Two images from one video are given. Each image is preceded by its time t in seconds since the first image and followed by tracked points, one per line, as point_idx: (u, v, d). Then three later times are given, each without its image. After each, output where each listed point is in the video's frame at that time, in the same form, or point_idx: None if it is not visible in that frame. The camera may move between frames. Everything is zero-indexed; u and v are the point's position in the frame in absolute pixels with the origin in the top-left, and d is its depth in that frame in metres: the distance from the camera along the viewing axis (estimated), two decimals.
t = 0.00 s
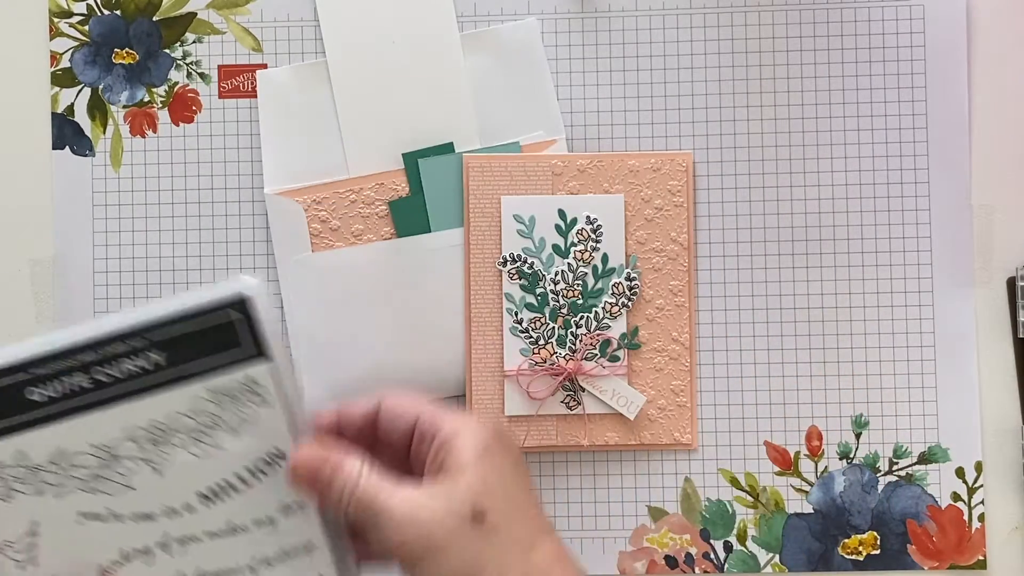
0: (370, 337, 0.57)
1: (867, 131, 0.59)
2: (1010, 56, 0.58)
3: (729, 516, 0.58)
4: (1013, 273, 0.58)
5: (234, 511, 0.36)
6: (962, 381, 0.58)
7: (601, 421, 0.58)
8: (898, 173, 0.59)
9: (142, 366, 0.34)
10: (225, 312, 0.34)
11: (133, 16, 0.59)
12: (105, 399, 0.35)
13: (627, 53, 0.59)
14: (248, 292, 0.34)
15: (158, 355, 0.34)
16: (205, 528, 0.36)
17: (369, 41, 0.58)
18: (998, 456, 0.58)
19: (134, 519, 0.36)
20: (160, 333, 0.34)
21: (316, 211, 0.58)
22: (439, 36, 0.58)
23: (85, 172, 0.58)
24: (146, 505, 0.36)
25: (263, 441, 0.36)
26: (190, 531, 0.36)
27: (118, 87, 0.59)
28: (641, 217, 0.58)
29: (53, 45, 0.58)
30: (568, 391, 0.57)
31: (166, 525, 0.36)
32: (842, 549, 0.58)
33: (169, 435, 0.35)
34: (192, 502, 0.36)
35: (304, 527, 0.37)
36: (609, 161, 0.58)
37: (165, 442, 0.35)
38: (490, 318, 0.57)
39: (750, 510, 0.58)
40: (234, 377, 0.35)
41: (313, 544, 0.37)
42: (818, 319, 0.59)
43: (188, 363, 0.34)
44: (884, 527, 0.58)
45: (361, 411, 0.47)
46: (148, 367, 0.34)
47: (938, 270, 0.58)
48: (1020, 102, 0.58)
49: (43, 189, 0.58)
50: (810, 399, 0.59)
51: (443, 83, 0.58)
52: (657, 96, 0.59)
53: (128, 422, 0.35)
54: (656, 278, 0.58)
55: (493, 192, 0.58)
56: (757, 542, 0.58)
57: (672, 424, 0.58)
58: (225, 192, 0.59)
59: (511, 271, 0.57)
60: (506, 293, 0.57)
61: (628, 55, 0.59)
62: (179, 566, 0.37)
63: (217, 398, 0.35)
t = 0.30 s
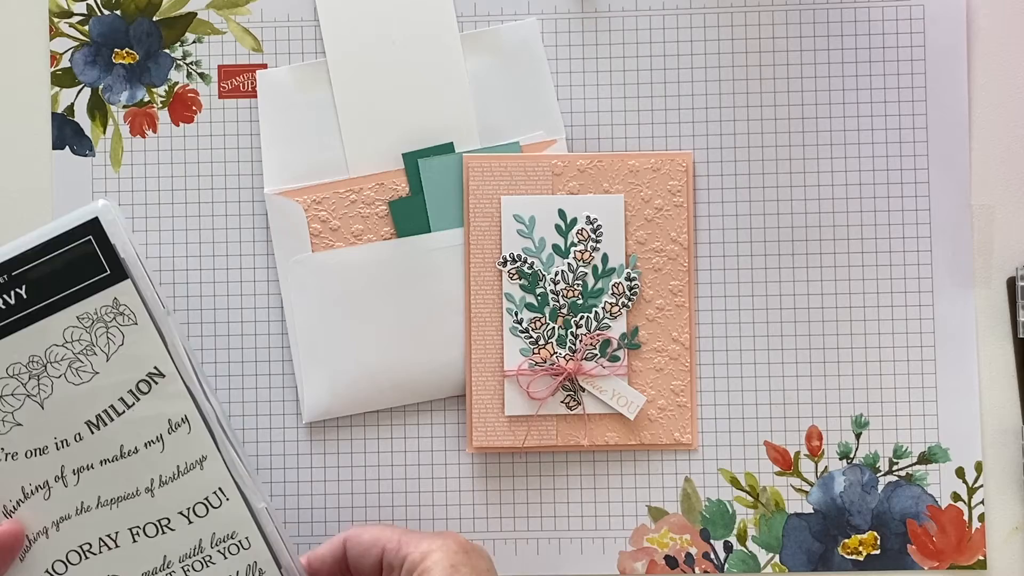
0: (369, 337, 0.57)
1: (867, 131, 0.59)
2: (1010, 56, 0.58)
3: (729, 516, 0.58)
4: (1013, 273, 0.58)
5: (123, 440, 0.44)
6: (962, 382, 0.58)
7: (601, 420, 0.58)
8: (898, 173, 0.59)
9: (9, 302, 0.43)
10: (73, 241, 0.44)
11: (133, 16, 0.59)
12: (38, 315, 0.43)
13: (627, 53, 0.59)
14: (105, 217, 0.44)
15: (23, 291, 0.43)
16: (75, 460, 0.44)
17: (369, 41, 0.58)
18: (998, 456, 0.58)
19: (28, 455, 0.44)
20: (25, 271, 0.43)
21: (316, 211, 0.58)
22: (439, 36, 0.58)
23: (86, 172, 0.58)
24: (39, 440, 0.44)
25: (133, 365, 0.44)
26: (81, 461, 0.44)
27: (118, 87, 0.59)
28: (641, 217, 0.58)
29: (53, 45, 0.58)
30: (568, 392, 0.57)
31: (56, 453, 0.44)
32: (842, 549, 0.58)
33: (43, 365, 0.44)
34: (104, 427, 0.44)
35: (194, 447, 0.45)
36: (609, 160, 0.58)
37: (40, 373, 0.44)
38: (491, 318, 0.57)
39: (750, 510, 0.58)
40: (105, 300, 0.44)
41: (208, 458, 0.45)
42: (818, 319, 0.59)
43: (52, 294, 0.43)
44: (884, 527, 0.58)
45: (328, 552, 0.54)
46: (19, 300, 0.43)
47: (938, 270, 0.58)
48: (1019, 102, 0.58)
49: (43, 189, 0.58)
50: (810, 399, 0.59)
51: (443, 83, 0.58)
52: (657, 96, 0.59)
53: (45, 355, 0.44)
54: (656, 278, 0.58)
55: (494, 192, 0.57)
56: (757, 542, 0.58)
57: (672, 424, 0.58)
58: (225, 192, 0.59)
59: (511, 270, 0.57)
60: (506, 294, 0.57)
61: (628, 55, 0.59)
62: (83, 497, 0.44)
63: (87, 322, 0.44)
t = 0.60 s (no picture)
0: (370, 337, 0.57)
1: (867, 131, 0.59)
2: (1010, 56, 0.58)
3: (729, 515, 0.58)
4: (1013, 273, 0.58)
5: (143, 425, 0.46)
6: (962, 382, 0.58)
7: (601, 420, 0.58)
8: (898, 173, 0.59)
9: (36, 281, 0.45)
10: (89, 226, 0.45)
11: (133, 16, 0.59)
12: (64, 296, 0.45)
13: (627, 53, 0.59)
14: (133, 198, 0.45)
15: (49, 269, 0.45)
16: (98, 441, 0.46)
17: (369, 41, 0.58)
18: (998, 456, 0.58)
19: (47, 434, 0.46)
20: (54, 248, 0.45)
21: (316, 212, 0.58)
22: (439, 36, 0.58)
23: (86, 172, 0.58)
24: (58, 420, 0.46)
25: (157, 351, 0.46)
26: (99, 443, 0.46)
27: (118, 87, 0.59)
28: (641, 217, 0.58)
29: (53, 45, 0.58)
30: (568, 392, 0.57)
31: (75, 435, 0.46)
32: (842, 549, 0.58)
33: (66, 346, 0.45)
34: (128, 411, 0.46)
35: (212, 436, 0.47)
36: (609, 160, 0.58)
37: (63, 353, 0.45)
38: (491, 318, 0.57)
39: (750, 510, 0.58)
40: (130, 284, 0.46)
41: (226, 447, 0.47)
42: (819, 319, 0.59)
43: (82, 273, 0.45)
44: (884, 527, 0.58)
45: (328, 536, 0.54)
46: (45, 278, 0.45)
47: (938, 270, 0.58)
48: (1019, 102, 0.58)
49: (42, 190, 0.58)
50: (810, 399, 0.58)
51: (443, 83, 0.58)
52: (657, 96, 0.59)
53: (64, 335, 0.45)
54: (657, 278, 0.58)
55: (494, 192, 0.57)
56: (757, 542, 0.58)
57: (672, 424, 0.58)
58: (226, 192, 0.59)
59: (510, 270, 0.57)
60: (506, 294, 0.57)
61: (628, 55, 0.59)
62: (100, 479, 0.46)
63: (113, 305, 0.46)
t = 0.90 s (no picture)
0: (370, 336, 0.57)
1: (867, 131, 0.59)
2: (1010, 56, 0.58)
3: (729, 515, 0.58)
4: (1013, 273, 0.58)
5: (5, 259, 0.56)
6: (962, 382, 0.58)
7: (601, 420, 0.58)
8: (898, 173, 0.59)
9: None
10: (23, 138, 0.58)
11: (133, 16, 0.59)
12: None
13: (628, 53, 0.59)
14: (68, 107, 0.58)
15: None
16: None
17: (369, 41, 0.58)
18: (998, 456, 0.58)
19: None
20: None
21: (316, 211, 0.58)
22: (439, 36, 0.58)
23: (86, 172, 0.58)
24: None
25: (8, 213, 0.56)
26: None
27: (118, 87, 0.59)
28: (641, 217, 0.58)
29: (53, 45, 0.58)
30: (568, 392, 0.57)
31: None
32: (842, 549, 0.58)
33: None
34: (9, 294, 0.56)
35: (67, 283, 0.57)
36: (609, 160, 0.58)
37: None
38: (491, 319, 0.57)
39: (750, 510, 0.58)
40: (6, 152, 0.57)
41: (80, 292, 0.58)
42: (818, 319, 0.59)
43: None
44: (885, 527, 0.58)
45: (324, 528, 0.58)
46: None
47: (938, 270, 0.58)
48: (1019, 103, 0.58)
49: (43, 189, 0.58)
50: (810, 399, 0.58)
51: (443, 83, 0.58)
52: (657, 97, 0.59)
53: None
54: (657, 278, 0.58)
55: (495, 192, 0.57)
56: (757, 542, 0.58)
57: (672, 424, 0.58)
58: (226, 192, 0.59)
59: (510, 270, 0.57)
60: (506, 294, 0.57)
61: (628, 55, 0.59)
62: None
63: None
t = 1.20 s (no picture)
0: (370, 336, 0.57)
1: (867, 131, 0.59)
2: (1010, 56, 0.58)
3: (729, 515, 0.58)
4: (1013, 273, 0.58)
5: None
6: (962, 382, 0.58)
7: (601, 420, 0.58)
8: (898, 173, 0.59)
9: None
10: None
11: (133, 16, 0.59)
12: None
13: (628, 53, 0.59)
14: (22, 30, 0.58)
15: None
16: None
17: (368, 41, 0.58)
18: (998, 456, 0.58)
19: None
20: None
21: (316, 212, 0.58)
22: (439, 36, 0.58)
23: (86, 172, 0.58)
24: None
25: None
26: None
27: (118, 87, 0.59)
28: (641, 217, 0.58)
29: (53, 45, 0.59)
30: (568, 392, 0.57)
31: None
32: (842, 549, 0.58)
33: None
34: None
35: None
36: (610, 160, 0.58)
37: None
38: (492, 319, 0.57)
39: (750, 510, 0.58)
40: None
41: None
42: (818, 319, 0.59)
43: None
44: (885, 528, 0.58)
45: None
46: None
47: (938, 270, 0.58)
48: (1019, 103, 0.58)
49: (43, 188, 0.58)
50: (810, 399, 0.58)
51: (443, 83, 0.58)
52: (657, 97, 0.59)
53: None
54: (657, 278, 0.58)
55: (495, 192, 0.57)
56: (757, 542, 0.58)
57: (672, 424, 0.58)
58: (226, 192, 0.59)
59: (510, 270, 0.57)
60: (506, 294, 0.57)
61: (628, 55, 0.59)
62: None
63: None
